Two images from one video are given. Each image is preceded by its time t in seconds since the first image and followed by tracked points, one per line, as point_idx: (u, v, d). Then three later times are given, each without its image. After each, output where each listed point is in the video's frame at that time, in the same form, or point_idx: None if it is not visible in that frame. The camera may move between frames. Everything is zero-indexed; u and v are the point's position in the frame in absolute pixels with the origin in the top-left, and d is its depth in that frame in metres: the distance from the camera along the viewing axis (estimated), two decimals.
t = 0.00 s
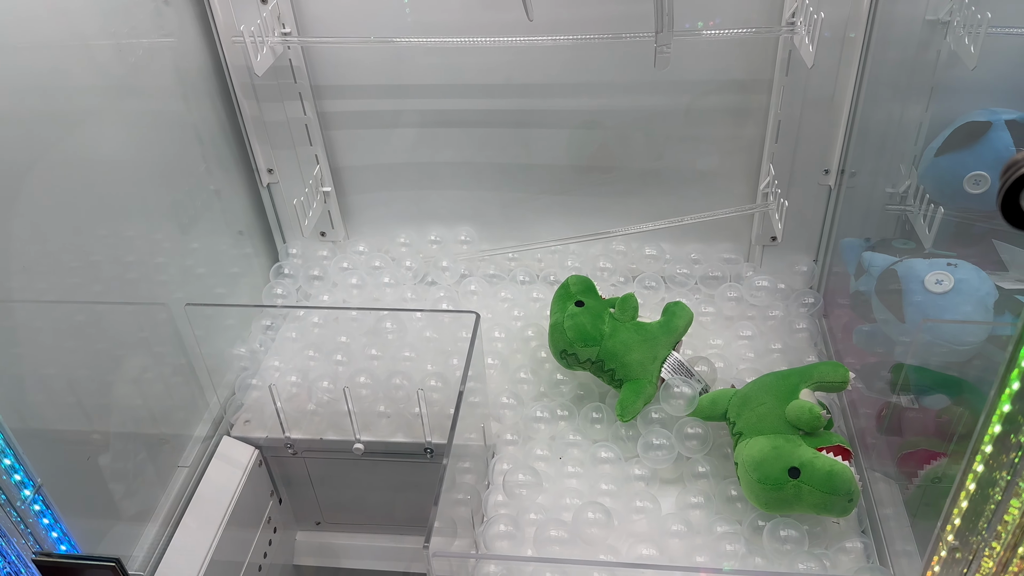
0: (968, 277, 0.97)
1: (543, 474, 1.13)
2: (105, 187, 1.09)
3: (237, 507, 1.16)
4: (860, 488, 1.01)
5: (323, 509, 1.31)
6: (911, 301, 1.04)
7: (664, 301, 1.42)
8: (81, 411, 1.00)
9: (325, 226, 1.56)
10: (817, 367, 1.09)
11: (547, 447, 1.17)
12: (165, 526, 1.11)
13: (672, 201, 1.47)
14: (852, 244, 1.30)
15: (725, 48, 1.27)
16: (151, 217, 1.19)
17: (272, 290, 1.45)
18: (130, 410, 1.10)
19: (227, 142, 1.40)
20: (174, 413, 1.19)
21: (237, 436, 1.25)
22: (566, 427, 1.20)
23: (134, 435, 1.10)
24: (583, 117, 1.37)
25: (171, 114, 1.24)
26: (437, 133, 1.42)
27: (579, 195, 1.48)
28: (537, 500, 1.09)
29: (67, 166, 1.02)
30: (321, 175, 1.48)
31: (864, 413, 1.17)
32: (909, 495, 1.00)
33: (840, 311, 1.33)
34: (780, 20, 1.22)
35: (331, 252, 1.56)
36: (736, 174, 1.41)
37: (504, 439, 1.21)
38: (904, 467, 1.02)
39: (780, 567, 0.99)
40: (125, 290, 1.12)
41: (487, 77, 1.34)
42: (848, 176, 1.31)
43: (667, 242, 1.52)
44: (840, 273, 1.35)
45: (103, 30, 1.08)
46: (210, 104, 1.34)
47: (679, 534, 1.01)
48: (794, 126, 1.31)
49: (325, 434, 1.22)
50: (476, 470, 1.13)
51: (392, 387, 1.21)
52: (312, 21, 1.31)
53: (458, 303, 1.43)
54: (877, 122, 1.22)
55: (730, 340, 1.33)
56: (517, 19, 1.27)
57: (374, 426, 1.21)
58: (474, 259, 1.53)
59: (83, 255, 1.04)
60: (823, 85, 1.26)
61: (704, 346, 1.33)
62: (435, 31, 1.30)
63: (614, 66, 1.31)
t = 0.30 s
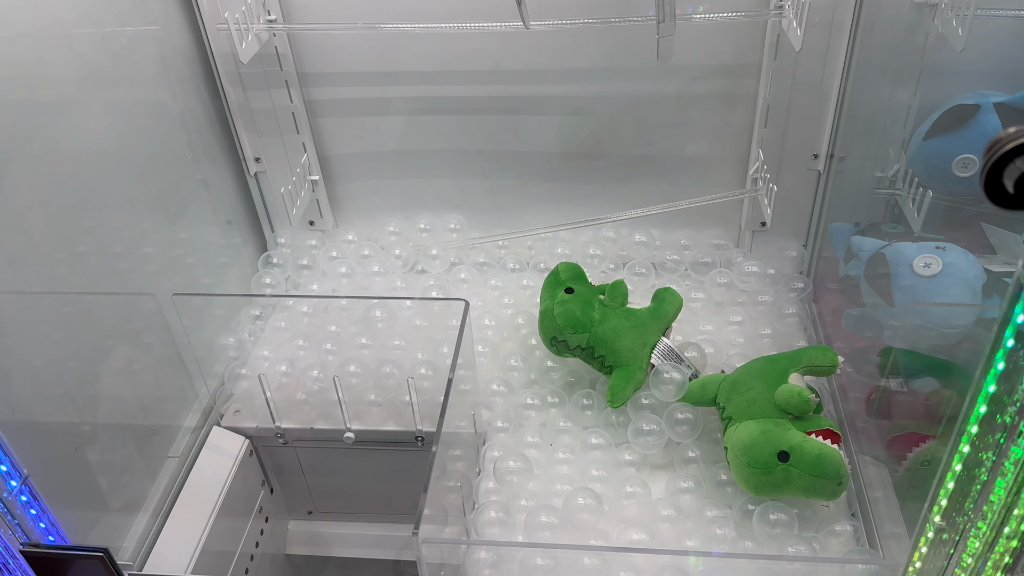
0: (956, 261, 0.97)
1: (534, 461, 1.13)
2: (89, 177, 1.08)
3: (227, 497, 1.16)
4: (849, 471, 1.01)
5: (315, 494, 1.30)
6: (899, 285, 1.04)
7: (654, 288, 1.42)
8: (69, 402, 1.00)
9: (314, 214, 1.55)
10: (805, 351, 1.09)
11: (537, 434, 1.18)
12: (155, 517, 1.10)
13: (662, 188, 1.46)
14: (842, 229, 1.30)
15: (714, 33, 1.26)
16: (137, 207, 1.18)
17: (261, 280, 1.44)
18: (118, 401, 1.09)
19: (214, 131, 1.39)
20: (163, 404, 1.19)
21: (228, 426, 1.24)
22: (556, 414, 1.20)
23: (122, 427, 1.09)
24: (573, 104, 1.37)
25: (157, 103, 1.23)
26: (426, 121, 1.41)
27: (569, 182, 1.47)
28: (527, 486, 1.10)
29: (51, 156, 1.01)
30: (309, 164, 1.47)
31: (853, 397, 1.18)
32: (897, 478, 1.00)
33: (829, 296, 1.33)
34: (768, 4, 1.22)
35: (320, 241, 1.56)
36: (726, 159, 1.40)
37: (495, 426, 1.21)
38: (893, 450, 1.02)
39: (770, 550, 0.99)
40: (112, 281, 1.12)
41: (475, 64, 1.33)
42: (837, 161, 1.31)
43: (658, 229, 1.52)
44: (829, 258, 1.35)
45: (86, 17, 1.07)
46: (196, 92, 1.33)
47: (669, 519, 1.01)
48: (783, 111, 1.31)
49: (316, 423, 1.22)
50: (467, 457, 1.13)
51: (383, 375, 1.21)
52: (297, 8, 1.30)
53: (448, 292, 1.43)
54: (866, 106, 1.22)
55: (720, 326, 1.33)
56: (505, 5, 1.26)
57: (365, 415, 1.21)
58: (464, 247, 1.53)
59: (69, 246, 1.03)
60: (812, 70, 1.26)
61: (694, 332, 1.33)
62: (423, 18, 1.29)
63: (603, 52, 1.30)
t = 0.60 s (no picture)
0: (948, 242, 0.96)
1: (526, 445, 1.13)
2: (74, 163, 1.07)
3: (218, 484, 1.16)
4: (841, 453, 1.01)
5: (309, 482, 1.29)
6: (892, 266, 1.03)
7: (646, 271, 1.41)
8: (58, 390, 0.99)
9: (302, 200, 1.54)
10: (797, 333, 1.10)
11: (529, 418, 1.18)
12: (147, 504, 1.09)
13: (654, 170, 1.45)
14: (834, 210, 1.29)
15: (706, 13, 1.25)
16: (124, 193, 1.17)
17: (250, 266, 1.43)
18: (106, 389, 1.08)
19: (201, 116, 1.37)
20: (153, 391, 1.18)
21: (218, 413, 1.24)
22: (549, 398, 1.20)
23: (111, 415, 1.08)
24: (564, 85, 1.35)
25: (142, 87, 1.21)
26: (416, 104, 1.40)
27: (561, 165, 1.46)
28: (520, 470, 1.10)
29: (35, 141, 0.99)
30: (297, 148, 1.46)
31: (846, 378, 1.18)
32: (890, 459, 1.00)
33: (821, 277, 1.33)
34: None
35: (309, 226, 1.54)
36: (719, 140, 1.39)
37: (486, 411, 1.21)
38: (885, 431, 1.02)
39: (761, 531, 0.99)
40: (99, 268, 1.11)
41: (465, 45, 1.32)
42: (829, 141, 1.30)
43: (649, 212, 1.51)
44: (821, 240, 1.35)
45: None
46: (183, 76, 1.31)
47: (662, 502, 1.01)
48: (775, 91, 1.30)
49: (307, 409, 1.22)
50: (459, 442, 1.13)
51: (374, 360, 1.20)
52: None
53: (439, 276, 1.42)
54: (858, 86, 1.21)
55: (712, 309, 1.32)
56: None
57: (356, 400, 1.21)
58: (455, 231, 1.51)
59: (56, 232, 1.02)
60: (804, 49, 1.24)
61: (687, 315, 1.33)
62: None
63: (595, 32, 1.29)
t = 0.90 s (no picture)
0: (947, 216, 0.94)
1: (520, 425, 1.12)
2: (57, 142, 1.04)
3: (211, 466, 1.15)
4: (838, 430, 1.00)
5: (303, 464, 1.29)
6: (889, 241, 1.02)
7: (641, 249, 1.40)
8: (46, 372, 0.98)
9: (292, 177, 1.51)
10: (794, 309, 1.08)
11: (523, 397, 1.17)
12: (137, 486, 1.08)
13: (649, 146, 1.43)
14: (831, 185, 1.28)
15: None
16: (107, 172, 1.14)
17: (239, 246, 1.41)
18: (95, 371, 1.07)
19: (186, 93, 1.34)
20: (141, 373, 1.16)
21: (209, 394, 1.23)
22: (543, 377, 1.19)
23: (101, 397, 1.07)
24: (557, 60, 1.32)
25: (124, 64, 1.18)
26: (406, 80, 1.37)
27: (554, 142, 1.44)
28: (514, 450, 1.09)
29: (12, 119, 0.96)
30: (286, 126, 1.43)
31: (842, 355, 1.17)
32: (886, 436, 0.99)
33: (818, 254, 1.31)
34: None
35: (299, 205, 1.52)
36: (714, 115, 1.37)
37: (480, 391, 1.21)
38: (882, 409, 1.02)
39: (756, 510, 0.99)
40: (87, 249, 1.09)
41: (455, 18, 1.29)
42: (826, 115, 1.29)
43: (644, 189, 1.49)
44: (818, 216, 1.33)
45: None
46: (166, 52, 1.28)
47: (656, 481, 1.01)
48: (771, 65, 1.27)
49: (299, 390, 1.20)
50: (452, 422, 1.12)
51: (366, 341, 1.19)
52: None
53: (431, 255, 1.40)
54: (856, 59, 1.19)
55: (708, 287, 1.31)
56: None
57: (349, 381, 1.19)
58: (447, 210, 1.49)
59: (40, 213, 1.00)
60: (801, 21, 1.22)
61: (682, 293, 1.31)
62: None
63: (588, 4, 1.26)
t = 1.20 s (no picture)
0: (951, 189, 0.93)
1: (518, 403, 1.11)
2: (42, 117, 1.02)
3: (206, 446, 1.14)
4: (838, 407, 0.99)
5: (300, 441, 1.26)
6: (892, 216, 1.00)
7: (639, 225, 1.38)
8: (40, 353, 0.96)
9: (285, 153, 1.48)
10: (795, 285, 1.07)
11: (521, 375, 1.16)
12: (131, 467, 1.05)
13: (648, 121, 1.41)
14: (832, 159, 1.26)
15: None
16: (95, 148, 1.12)
17: (232, 224, 1.39)
18: (89, 352, 1.06)
19: (175, 68, 1.31)
20: (135, 353, 1.15)
21: (204, 373, 1.21)
22: (541, 355, 1.18)
23: (94, 377, 1.06)
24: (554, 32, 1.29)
25: (111, 37, 1.15)
26: (400, 53, 1.34)
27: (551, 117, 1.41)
28: (512, 428, 1.08)
29: None
30: (278, 101, 1.40)
31: (843, 331, 1.15)
32: (887, 413, 0.98)
33: (819, 229, 1.30)
34: None
35: (293, 182, 1.49)
36: (714, 89, 1.34)
37: (478, 369, 1.20)
38: (885, 385, 1.00)
39: (757, 487, 0.97)
40: (77, 227, 1.07)
41: None
42: (828, 88, 1.27)
43: (643, 165, 1.47)
44: (819, 190, 1.31)
45: None
46: (153, 25, 1.25)
47: (655, 458, 1.00)
48: (772, 37, 1.25)
49: (294, 369, 1.19)
50: (449, 401, 1.11)
51: (362, 319, 1.18)
52: None
53: (427, 233, 1.39)
54: (858, 29, 1.17)
55: (707, 263, 1.29)
56: None
57: (345, 360, 1.18)
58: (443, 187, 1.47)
59: (29, 191, 0.99)
60: None
61: (682, 270, 1.30)
62: None
63: None
